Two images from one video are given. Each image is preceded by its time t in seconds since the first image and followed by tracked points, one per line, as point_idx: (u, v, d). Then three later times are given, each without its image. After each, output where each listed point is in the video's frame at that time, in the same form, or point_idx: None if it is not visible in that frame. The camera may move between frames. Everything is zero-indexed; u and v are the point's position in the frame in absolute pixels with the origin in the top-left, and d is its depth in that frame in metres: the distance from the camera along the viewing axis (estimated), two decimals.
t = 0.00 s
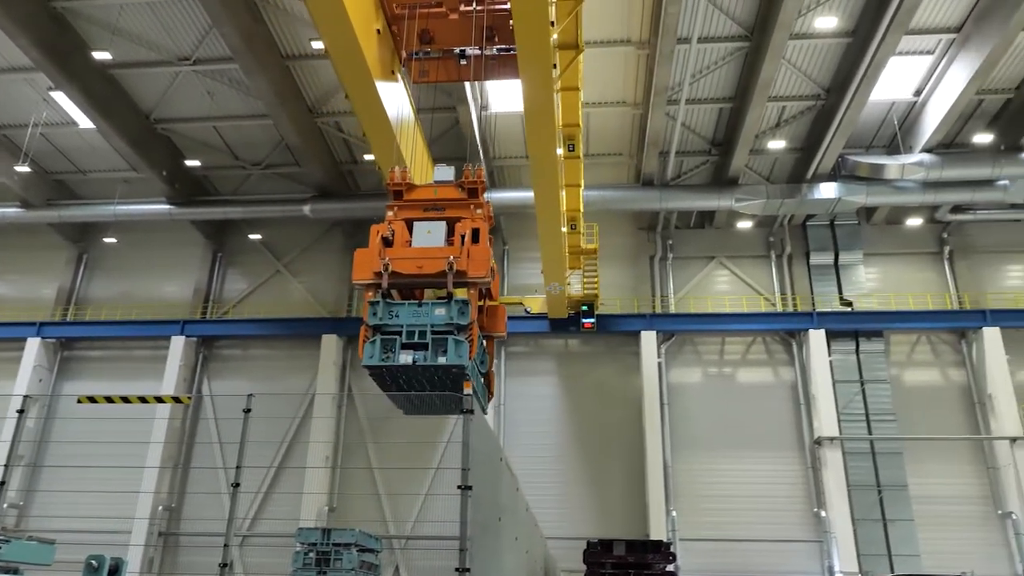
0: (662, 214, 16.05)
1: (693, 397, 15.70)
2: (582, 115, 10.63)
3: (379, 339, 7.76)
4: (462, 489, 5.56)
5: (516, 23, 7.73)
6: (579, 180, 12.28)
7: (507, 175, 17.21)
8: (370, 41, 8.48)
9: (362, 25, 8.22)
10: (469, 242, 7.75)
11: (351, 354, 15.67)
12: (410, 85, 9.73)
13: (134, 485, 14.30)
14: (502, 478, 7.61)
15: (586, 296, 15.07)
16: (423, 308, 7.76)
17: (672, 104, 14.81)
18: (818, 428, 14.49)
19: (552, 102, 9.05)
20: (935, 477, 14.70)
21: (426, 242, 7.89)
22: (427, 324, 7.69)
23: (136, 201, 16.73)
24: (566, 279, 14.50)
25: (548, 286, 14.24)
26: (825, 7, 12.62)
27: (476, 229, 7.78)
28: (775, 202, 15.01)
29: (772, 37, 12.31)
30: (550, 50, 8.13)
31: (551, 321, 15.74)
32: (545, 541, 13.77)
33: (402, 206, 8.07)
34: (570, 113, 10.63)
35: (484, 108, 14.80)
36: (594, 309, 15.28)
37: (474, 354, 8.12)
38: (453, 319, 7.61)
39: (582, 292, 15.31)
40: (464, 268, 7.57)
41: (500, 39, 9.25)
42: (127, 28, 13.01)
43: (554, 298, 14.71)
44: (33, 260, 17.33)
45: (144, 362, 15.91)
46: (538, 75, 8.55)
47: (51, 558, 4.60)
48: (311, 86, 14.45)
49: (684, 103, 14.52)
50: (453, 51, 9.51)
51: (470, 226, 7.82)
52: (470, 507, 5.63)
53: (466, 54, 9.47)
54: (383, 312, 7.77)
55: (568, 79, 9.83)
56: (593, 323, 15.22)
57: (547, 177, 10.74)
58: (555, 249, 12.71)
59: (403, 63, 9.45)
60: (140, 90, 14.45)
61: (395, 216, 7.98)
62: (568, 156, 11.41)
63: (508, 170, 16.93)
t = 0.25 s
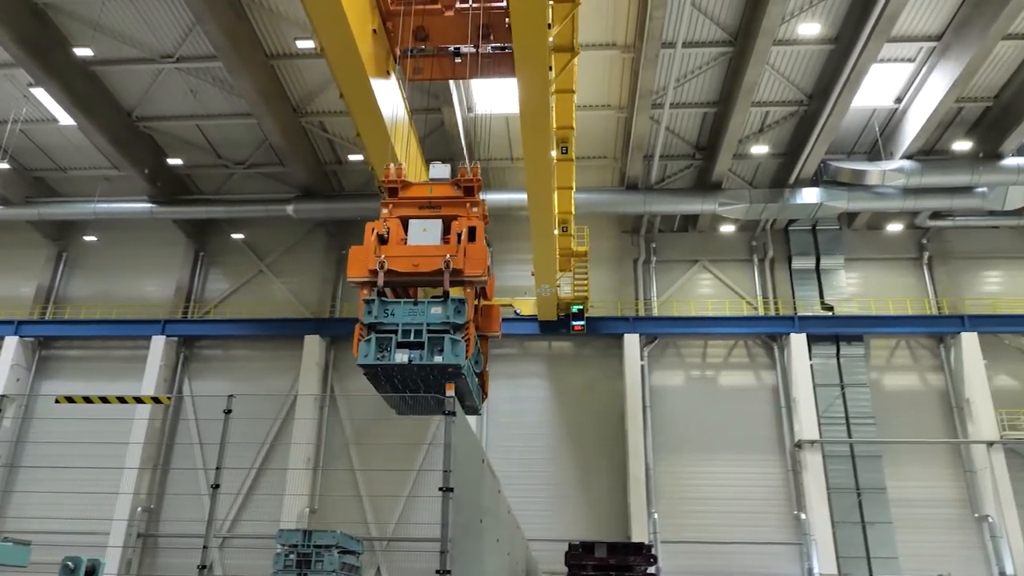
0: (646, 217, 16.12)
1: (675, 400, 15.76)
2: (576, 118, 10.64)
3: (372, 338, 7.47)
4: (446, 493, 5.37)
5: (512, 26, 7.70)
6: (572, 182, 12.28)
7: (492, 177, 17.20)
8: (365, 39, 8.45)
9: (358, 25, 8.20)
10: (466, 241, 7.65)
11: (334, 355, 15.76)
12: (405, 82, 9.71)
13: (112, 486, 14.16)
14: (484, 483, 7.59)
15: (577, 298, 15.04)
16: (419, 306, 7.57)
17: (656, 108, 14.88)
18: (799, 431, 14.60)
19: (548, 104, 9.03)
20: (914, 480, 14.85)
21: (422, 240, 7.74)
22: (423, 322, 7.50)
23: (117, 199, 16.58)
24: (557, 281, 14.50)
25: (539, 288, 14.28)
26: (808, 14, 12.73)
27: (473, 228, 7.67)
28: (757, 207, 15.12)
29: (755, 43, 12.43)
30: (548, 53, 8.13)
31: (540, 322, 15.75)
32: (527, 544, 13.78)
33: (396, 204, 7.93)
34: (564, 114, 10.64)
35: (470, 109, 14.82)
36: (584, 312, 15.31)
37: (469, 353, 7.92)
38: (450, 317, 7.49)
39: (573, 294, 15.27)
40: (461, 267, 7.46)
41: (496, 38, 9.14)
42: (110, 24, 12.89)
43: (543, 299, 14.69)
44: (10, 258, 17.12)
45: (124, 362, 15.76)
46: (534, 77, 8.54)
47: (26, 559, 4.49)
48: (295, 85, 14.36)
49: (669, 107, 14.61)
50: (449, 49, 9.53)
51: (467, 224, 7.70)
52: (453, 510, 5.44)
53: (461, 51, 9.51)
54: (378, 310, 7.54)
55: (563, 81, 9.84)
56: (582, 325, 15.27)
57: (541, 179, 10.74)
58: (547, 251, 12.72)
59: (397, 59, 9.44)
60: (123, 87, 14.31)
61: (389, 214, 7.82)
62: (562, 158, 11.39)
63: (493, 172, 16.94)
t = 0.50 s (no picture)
0: (634, 220, 16.17)
1: (661, 404, 15.81)
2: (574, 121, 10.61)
3: (372, 337, 7.56)
4: (429, 493, 5.24)
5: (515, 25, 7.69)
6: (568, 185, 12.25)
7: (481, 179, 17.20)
8: (365, 37, 8.45)
9: (359, 23, 8.23)
10: (466, 240, 7.80)
11: (321, 356, 15.78)
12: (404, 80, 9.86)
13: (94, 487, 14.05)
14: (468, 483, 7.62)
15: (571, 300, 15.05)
16: (419, 305, 7.64)
17: (646, 111, 14.93)
18: (784, 435, 14.68)
19: (546, 106, 9.03)
20: (897, 484, 14.95)
21: (422, 238, 7.88)
22: (423, 321, 7.56)
23: (103, 197, 16.47)
24: (552, 284, 14.52)
25: (534, 291, 14.31)
26: (796, 20, 12.82)
27: (472, 227, 7.84)
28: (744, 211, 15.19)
29: (744, 48, 12.48)
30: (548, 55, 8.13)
31: (533, 325, 15.78)
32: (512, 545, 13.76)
33: (396, 202, 8.07)
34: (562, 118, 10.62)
35: (459, 110, 14.83)
36: (577, 315, 15.34)
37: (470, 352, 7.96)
38: (450, 317, 7.54)
39: (567, 296, 15.26)
40: (461, 265, 7.61)
41: (496, 37, 8.99)
42: (97, 21, 12.80)
43: (538, 301, 14.71)
44: None
45: (108, 361, 15.66)
46: (535, 78, 8.53)
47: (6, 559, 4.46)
48: (284, 85, 14.31)
49: (658, 111, 14.67)
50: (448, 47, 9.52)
51: (466, 223, 7.87)
52: (436, 512, 5.31)
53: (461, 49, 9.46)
54: (378, 309, 7.62)
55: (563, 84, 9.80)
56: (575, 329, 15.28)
57: (539, 181, 10.74)
58: (541, 253, 12.73)
59: (396, 57, 9.47)
60: (110, 84, 14.21)
61: (389, 211, 7.96)
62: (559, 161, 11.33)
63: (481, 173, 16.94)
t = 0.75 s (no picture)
0: (617, 223, 16.23)
1: (642, 406, 15.88)
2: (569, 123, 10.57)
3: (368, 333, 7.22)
4: (407, 494, 5.24)
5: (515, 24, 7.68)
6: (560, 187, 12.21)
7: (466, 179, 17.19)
8: (363, 36, 8.51)
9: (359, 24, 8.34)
10: (465, 236, 7.52)
11: (300, 354, 15.78)
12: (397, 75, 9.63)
13: (69, 485, 13.90)
14: (446, 485, 7.67)
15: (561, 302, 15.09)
16: (416, 301, 7.25)
17: (630, 115, 15.00)
18: (763, 438, 14.81)
19: (543, 107, 9.01)
20: (872, 488, 15.11)
21: (419, 235, 7.62)
22: (421, 318, 7.17)
23: (82, 192, 16.29)
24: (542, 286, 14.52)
25: (524, 293, 14.31)
26: (780, 27, 12.91)
27: (471, 223, 7.56)
28: (726, 216, 15.30)
29: (728, 54, 12.58)
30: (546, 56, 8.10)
31: (522, 326, 15.79)
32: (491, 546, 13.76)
33: (393, 198, 7.81)
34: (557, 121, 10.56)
35: (444, 111, 14.82)
36: (567, 317, 15.32)
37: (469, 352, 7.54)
38: (449, 314, 7.15)
39: (557, 298, 15.25)
40: (460, 262, 7.30)
41: (494, 34, 8.88)
42: (78, 14, 12.64)
43: (527, 303, 14.70)
44: None
45: (85, 358, 15.50)
46: (533, 78, 8.52)
47: None
48: (268, 82, 14.22)
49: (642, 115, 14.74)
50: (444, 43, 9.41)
51: (465, 220, 7.60)
52: (413, 513, 5.31)
53: (457, 46, 9.37)
54: (375, 305, 7.25)
55: (559, 87, 9.76)
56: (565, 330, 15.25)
57: (534, 182, 10.72)
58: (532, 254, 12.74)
59: (392, 53, 9.39)
60: (91, 78, 14.05)
61: (385, 207, 7.70)
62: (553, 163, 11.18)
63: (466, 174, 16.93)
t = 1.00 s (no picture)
0: (597, 225, 16.28)
1: (619, 407, 15.95)
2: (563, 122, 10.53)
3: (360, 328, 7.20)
4: (382, 495, 5.16)
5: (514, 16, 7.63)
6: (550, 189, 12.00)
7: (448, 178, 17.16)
8: (359, 33, 8.52)
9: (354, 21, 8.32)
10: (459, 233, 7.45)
11: (278, 351, 15.71)
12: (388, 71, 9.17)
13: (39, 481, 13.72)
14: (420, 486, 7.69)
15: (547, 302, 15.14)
16: (409, 297, 7.25)
17: (612, 117, 15.05)
18: (738, 440, 14.93)
19: (537, 103, 8.99)
20: (846, 491, 15.28)
21: (412, 231, 7.52)
22: (414, 314, 7.19)
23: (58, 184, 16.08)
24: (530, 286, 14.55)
25: (511, 292, 14.36)
26: (761, 33, 13.02)
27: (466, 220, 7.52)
28: (706, 219, 15.41)
29: (710, 59, 12.65)
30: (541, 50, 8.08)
31: (508, 326, 15.79)
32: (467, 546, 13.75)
33: (386, 193, 7.70)
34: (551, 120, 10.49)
35: (426, 110, 14.84)
36: (552, 317, 15.38)
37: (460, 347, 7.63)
38: (442, 311, 7.17)
39: (543, 299, 15.25)
40: (454, 258, 7.25)
41: (489, 31, 8.45)
42: (56, 4, 12.47)
43: (514, 301, 14.75)
44: None
45: (58, 352, 15.31)
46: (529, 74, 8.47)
47: None
48: (249, 77, 14.10)
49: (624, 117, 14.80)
50: (438, 37, 8.96)
51: (459, 216, 7.56)
52: (388, 514, 5.24)
53: (451, 41, 8.90)
54: (367, 301, 7.22)
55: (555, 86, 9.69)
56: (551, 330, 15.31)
57: (523, 180, 10.68)
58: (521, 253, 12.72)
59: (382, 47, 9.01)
60: (69, 68, 13.86)
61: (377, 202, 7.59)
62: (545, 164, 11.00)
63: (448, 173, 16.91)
